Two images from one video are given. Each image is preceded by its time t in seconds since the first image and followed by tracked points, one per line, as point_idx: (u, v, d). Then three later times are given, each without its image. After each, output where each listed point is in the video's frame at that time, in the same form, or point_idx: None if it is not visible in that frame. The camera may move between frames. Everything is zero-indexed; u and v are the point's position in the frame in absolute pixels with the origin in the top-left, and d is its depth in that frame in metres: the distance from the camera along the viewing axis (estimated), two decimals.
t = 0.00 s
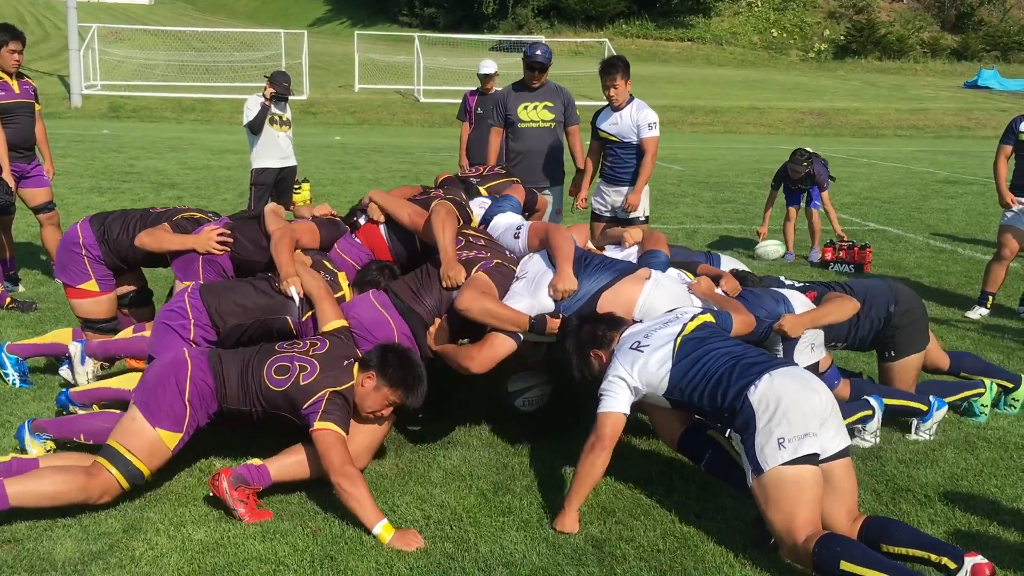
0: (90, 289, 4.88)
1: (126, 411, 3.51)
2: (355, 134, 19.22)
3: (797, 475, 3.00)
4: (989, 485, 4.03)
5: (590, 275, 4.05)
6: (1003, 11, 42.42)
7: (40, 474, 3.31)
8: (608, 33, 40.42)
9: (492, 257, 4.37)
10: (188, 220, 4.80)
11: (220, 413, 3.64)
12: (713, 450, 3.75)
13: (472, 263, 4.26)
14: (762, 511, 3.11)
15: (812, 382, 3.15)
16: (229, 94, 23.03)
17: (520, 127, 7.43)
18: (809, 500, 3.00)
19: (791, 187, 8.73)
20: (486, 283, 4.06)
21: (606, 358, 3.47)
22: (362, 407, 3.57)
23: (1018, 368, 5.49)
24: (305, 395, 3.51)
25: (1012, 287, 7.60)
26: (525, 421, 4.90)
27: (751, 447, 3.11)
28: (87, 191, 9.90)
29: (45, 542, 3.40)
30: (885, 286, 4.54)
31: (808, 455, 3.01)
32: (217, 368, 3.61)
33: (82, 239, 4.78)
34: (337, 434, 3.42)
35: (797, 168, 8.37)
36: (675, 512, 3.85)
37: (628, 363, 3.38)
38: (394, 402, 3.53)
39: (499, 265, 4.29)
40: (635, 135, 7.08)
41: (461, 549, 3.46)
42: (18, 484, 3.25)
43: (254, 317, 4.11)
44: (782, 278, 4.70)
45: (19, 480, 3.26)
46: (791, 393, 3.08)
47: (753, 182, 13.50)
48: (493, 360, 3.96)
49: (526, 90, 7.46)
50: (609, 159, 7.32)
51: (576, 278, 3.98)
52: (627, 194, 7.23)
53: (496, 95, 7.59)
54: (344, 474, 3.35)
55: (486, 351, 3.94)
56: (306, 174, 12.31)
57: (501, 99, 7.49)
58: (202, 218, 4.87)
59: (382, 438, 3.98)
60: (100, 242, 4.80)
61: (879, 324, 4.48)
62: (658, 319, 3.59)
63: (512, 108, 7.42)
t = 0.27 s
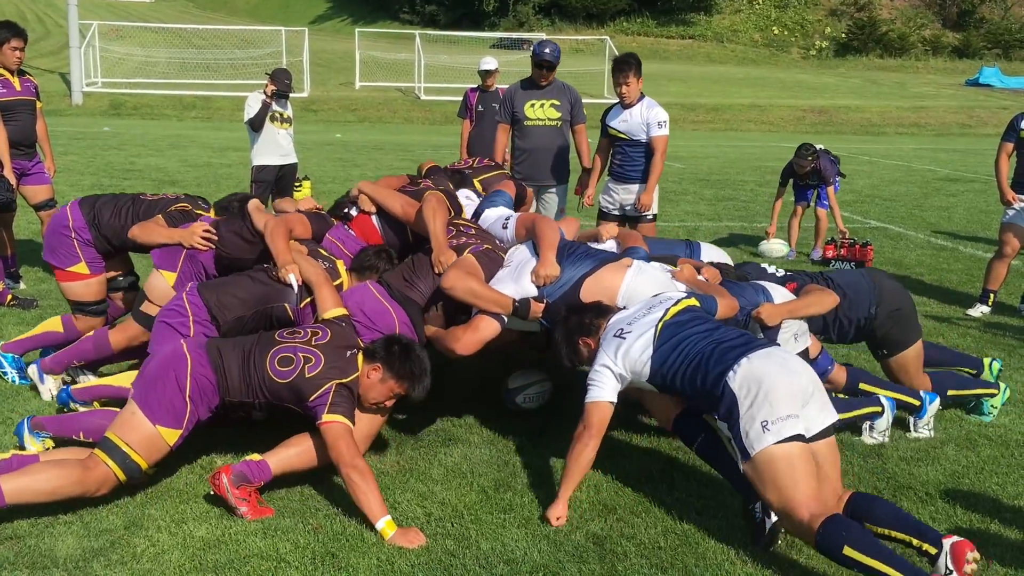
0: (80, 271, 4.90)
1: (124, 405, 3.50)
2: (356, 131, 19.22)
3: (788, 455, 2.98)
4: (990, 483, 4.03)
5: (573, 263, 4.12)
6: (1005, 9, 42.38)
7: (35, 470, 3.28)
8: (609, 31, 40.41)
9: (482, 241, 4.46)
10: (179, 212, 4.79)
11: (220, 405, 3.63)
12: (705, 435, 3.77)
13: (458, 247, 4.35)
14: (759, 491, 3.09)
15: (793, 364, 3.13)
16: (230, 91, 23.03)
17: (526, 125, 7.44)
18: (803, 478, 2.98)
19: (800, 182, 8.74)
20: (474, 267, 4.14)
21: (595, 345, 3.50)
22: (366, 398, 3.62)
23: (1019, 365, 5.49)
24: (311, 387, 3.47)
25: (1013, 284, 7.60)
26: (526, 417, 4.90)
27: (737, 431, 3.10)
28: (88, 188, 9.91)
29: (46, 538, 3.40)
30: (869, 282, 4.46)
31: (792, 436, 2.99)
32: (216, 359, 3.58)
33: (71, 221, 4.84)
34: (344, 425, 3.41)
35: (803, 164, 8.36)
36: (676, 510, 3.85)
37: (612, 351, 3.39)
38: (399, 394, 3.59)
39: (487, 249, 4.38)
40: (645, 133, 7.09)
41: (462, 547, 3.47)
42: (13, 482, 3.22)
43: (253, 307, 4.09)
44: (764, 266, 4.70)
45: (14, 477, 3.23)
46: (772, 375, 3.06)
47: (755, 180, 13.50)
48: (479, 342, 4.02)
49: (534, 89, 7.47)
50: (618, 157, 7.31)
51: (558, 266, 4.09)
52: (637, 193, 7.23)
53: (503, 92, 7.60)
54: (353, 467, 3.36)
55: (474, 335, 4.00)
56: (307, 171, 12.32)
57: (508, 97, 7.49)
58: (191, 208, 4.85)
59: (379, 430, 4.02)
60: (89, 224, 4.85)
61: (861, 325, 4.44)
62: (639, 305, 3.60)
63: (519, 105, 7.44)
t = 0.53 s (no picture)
0: (62, 255, 4.91)
1: (116, 393, 3.48)
2: (358, 130, 19.22)
3: (784, 434, 3.01)
4: (992, 481, 4.03)
5: (562, 250, 4.12)
6: (1007, 7, 42.33)
7: (28, 464, 3.27)
8: (611, 29, 40.38)
9: (467, 233, 4.49)
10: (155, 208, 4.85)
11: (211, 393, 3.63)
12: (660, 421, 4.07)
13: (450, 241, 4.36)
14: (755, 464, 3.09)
15: (782, 349, 3.15)
16: (232, 90, 23.04)
17: (532, 124, 7.43)
18: (804, 457, 3.00)
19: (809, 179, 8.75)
20: (464, 257, 4.15)
21: (582, 318, 3.50)
22: (361, 396, 3.59)
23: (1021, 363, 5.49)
24: (305, 384, 3.47)
25: (1015, 282, 7.59)
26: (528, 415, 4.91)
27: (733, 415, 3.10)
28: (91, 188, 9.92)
29: (48, 536, 3.40)
30: (847, 268, 4.41)
31: (788, 418, 3.01)
32: (211, 348, 3.56)
33: (50, 208, 4.86)
34: (339, 422, 3.43)
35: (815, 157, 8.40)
36: (680, 508, 3.84)
37: (602, 338, 3.35)
38: (393, 391, 3.58)
39: (478, 241, 4.40)
40: (663, 136, 7.07)
41: (465, 545, 3.46)
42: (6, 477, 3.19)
43: (253, 306, 4.14)
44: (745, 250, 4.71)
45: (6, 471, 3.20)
46: (765, 359, 3.07)
47: (757, 178, 13.50)
48: (475, 335, 4.04)
49: (541, 87, 7.45)
50: (637, 159, 7.33)
51: (547, 253, 4.08)
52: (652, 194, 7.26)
53: (510, 90, 7.59)
54: (352, 464, 3.36)
55: (470, 327, 4.03)
56: (309, 170, 12.32)
57: (513, 95, 7.48)
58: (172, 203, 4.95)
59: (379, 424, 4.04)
60: (68, 210, 4.87)
61: (841, 310, 4.36)
62: (623, 292, 3.58)
63: (525, 104, 7.42)
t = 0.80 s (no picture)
0: (36, 244, 4.92)
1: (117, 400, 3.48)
2: (360, 129, 19.24)
3: (790, 442, 2.99)
4: (995, 480, 4.03)
5: (571, 264, 4.11)
6: (1010, 5, 42.24)
7: (28, 466, 3.28)
8: (613, 28, 40.36)
9: (479, 242, 4.45)
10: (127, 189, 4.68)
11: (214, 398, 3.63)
12: (657, 428, 4.07)
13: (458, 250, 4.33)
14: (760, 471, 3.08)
15: (788, 348, 3.15)
16: (234, 89, 23.06)
17: (534, 123, 7.44)
18: (806, 466, 3.00)
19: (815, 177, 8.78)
20: (468, 267, 4.10)
21: (589, 333, 3.50)
22: (366, 401, 3.63)
23: None
24: (311, 389, 3.47)
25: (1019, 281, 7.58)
26: (530, 415, 4.91)
27: (739, 416, 3.09)
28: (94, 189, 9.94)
29: (52, 536, 3.41)
30: (832, 252, 4.52)
31: (795, 419, 3.00)
32: (213, 355, 3.56)
33: (19, 200, 4.91)
34: (345, 426, 3.43)
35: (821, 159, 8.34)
36: (682, 508, 3.84)
37: (609, 350, 3.35)
38: (398, 397, 3.62)
39: (485, 251, 4.37)
40: (690, 139, 7.06)
41: (468, 545, 3.47)
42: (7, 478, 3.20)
43: (254, 307, 4.19)
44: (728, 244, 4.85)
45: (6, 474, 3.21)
46: (771, 359, 3.07)
47: (759, 177, 13.48)
48: (480, 342, 4.01)
49: (543, 86, 7.45)
50: (665, 160, 7.34)
51: (556, 268, 4.05)
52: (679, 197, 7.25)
53: (512, 88, 7.58)
54: (354, 468, 3.37)
55: (474, 333, 3.99)
56: (311, 169, 12.34)
57: (516, 94, 7.48)
58: (145, 178, 4.66)
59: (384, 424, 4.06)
60: (38, 200, 4.90)
61: (828, 293, 4.43)
62: (628, 302, 3.58)
63: (528, 102, 7.42)
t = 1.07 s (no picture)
0: (25, 236, 4.89)
1: (116, 404, 3.48)
2: (362, 128, 19.25)
3: (806, 443, 3.02)
4: (998, 480, 4.02)
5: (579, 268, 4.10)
6: (1012, 4, 42.14)
7: (26, 470, 3.29)
8: (615, 27, 40.35)
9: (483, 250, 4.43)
10: (108, 149, 4.72)
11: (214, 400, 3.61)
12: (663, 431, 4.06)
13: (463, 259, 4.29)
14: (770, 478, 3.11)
15: (808, 348, 3.15)
16: (236, 88, 23.09)
17: (534, 122, 7.45)
18: (819, 470, 3.03)
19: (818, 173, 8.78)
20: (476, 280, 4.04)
21: (600, 332, 3.48)
22: (368, 394, 3.69)
23: None
24: (312, 387, 3.47)
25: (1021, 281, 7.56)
26: (531, 415, 4.91)
27: (759, 417, 3.09)
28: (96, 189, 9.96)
29: (55, 536, 3.41)
30: (830, 250, 4.49)
31: (816, 419, 3.02)
32: (211, 356, 3.53)
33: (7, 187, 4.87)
34: (348, 425, 3.44)
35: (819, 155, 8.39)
36: (684, 507, 3.84)
37: (625, 352, 3.35)
38: (400, 388, 3.65)
39: (489, 258, 4.32)
40: (730, 144, 7.05)
41: (470, 544, 3.47)
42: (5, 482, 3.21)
43: (255, 305, 4.24)
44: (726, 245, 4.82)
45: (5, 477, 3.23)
46: (791, 358, 3.08)
47: (761, 176, 13.47)
48: (481, 354, 3.94)
49: (544, 85, 7.44)
50: (702, 163, 7.30)
51: (562, 274, 4.04)
52: (727, 203, 7.24)
53: (513, 88, 7.58)
54: (358, 468, 3.37)
55: (477, 345, 3.93)
56: (313, 169, 12.35)
57: (517, 93, 7.48)
58: (121, 138, 4.73)
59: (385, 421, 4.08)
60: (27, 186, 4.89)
61: (828, 289, 4.40)
62: (643, 305, 3.57)
63: (528, 102, 7.42)
